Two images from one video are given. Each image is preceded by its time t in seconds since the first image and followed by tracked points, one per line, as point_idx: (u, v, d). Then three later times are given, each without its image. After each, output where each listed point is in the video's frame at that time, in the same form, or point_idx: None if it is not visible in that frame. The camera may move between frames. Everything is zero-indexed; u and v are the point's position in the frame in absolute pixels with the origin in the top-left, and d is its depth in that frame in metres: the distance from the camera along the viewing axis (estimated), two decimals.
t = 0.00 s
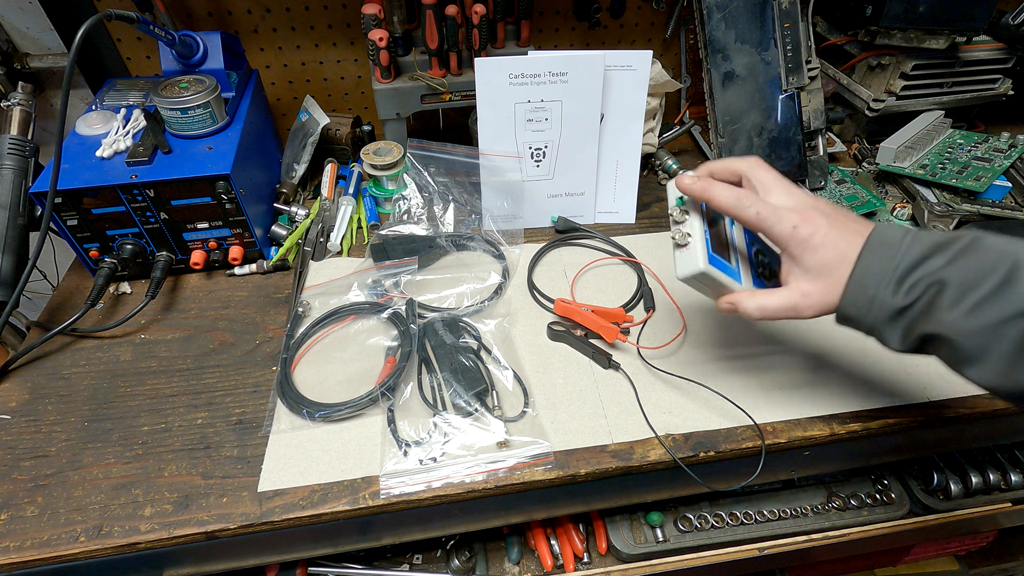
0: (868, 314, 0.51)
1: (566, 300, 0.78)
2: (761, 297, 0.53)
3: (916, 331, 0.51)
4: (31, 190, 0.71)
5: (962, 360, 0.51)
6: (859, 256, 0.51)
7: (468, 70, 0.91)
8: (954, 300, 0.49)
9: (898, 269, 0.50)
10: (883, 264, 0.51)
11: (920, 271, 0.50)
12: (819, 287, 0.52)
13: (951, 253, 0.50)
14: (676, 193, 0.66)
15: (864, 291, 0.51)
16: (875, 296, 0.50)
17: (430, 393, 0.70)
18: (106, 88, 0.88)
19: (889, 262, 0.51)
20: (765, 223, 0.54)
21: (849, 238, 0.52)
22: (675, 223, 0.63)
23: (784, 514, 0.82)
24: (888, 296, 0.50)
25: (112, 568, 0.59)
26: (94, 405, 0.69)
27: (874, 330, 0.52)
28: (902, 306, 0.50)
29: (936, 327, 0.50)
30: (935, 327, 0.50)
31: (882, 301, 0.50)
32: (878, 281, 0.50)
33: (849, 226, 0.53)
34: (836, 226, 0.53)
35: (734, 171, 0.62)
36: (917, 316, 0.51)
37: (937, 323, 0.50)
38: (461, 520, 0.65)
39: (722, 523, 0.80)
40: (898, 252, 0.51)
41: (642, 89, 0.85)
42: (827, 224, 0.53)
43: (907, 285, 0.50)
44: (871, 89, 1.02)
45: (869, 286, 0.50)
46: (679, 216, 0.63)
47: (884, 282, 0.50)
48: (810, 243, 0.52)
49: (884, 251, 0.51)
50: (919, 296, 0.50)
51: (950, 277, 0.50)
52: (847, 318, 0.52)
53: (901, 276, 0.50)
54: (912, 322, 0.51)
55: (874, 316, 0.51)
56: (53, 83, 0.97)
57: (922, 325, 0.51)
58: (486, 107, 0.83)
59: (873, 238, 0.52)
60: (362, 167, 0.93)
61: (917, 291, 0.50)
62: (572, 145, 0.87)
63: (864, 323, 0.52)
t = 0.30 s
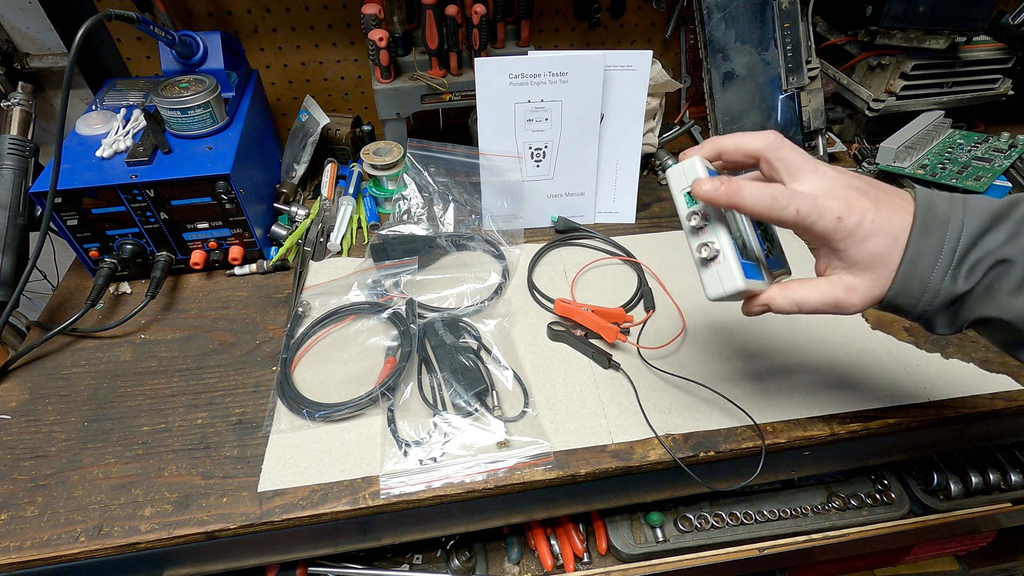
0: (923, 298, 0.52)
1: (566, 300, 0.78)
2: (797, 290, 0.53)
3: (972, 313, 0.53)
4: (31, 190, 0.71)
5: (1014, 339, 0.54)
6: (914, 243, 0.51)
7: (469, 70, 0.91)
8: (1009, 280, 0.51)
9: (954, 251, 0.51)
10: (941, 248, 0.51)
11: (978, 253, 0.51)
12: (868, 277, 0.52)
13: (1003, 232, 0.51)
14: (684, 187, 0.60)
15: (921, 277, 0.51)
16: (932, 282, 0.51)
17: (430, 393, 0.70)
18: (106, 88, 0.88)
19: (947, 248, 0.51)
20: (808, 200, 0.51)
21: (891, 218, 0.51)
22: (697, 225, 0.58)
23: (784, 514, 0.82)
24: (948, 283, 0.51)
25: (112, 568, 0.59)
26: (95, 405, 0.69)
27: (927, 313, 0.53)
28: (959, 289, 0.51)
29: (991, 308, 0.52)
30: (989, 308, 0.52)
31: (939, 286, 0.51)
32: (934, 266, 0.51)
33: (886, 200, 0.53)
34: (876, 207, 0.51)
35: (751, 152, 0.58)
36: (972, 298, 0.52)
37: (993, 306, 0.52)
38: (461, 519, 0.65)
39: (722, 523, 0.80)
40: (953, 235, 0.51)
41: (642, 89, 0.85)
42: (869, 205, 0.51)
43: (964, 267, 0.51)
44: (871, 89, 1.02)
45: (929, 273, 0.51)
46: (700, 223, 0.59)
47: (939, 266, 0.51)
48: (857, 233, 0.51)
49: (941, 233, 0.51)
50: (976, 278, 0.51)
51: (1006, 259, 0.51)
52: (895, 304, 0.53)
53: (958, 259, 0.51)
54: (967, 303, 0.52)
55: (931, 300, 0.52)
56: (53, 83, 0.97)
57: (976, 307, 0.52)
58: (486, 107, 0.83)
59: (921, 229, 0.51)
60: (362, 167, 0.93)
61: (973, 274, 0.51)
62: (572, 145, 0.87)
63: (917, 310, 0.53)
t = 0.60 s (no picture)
0: (899, 284, 0.52)
1: (566, 300, 0.78)
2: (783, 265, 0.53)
3: (955, 302, 0.52)
4: (31, 190, 0.71)
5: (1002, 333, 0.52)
6: (890, 224, 0.52)
7: (469, 70, 0.91)
8: (991, 268, 0.50)
9: (933, 237, 0.51)
10: (919, 233, 0.51)
11: (958, 242, 0.51)
12: (839, 252, 0.53)
13: (988, 221, 0.51)
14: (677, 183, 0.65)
15: (897, 261, 0.51)
16: (910, 266, 0.51)
17: (430, 393, 0.70)
18: (106, 88, 0.88)
19: (926, 230, 0.51)
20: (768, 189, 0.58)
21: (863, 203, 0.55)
22: (668, 211, 0.61)
23: (784, 514, 0.82)
24: (927, 268, 0.51)
25: (112, 568, 0.59)
26: (95, 405, 0.69)
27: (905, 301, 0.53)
28: (938, 275, 0.51)
29: (971, 297, 0.51)
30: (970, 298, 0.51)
31: (917, 271, 0.51)
32: (911, 251, 0.51)
33: (866, 193, 0.56)
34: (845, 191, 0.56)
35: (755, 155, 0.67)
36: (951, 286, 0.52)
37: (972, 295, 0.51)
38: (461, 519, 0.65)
39: (722, 523, 0.80)
40: (934, 219, 0.51)
41: (642, 89, 0.85)
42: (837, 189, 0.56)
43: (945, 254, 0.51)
44: (871, 89, 1.02)
45: (904, 255, 0.51)
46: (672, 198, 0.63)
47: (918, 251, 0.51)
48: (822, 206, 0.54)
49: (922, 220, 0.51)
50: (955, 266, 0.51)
51: (988, 247, 0.50)
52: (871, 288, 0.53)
53: (938, 245, 0.51)
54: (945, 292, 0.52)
55: (907, 286, 0.52)
56: (53, 83, 0.97)
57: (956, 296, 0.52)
58: (486, 107, 0.83)
59: (900, 210, 0.52)
60: (362, 167, 0.93)
61: (951, 261, 0.51)
62: (572, 145, 0.87)
63: (894, 294, 0.53)
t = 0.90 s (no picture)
0: (836, 284, 0.58)
1: (566, 300, 0.78)
2: (745, 266, 0.64)
3: (886, 302, 0.55)
4: (31, 190, 0.71)
5: (922, 327, 0.53)
6: (838, 233, 0.60)
7: (468, 70, 0.91)
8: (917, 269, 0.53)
9: (868, 244, 0.57)
10: (855, 239, 0.58)
11: (891, 247, 0.55)
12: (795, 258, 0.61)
13: (925, 233, 0.55)
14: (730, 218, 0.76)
15: (833, 262, 0.58)
16: (844, 266, 0.57)
17: (430, 393, 0.70)
18: (106, 88, 0.88)
19: (864, 237, 0.57)
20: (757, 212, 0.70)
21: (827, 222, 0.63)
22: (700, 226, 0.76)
23: (784, 514, 0.82)
24: (856, 268, 0.57)
25: (112, 568, 0.59)
26: (95, 405, 0.69)
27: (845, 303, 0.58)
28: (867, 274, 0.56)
29: (898, 295, 0.54)
30: (895, 296, 0.54)
31: (851, 271, 0.57)
32: (846, 253, 0.58)
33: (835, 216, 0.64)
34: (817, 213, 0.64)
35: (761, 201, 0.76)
36: (880, 284, 0.55)
37: (896, 292, 0.54)
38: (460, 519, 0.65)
39: (722, 523, 0.80)
40: (879, 232, 0.57)
41: (642, 89, 0.85)
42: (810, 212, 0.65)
43: (875, 257, 0.56)
44: (871, 89, 1.02)
45: (840, 256, 0.58)
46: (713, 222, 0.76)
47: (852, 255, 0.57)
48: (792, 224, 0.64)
49: (863, 232, 0.58)
50: (884, 266, 0.55)
51: (915, 249, 0.54)
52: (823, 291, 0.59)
53: (872, 249, 0.56)
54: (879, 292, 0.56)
55: (844, 282, 0.57)
56: (54, 83, 0.97)
57: (885, 294, 0.55)
58: (486, 107, 0.83)
59: (852, 223, 0.60)
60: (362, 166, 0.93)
61: (881, 262, 0.55)
62: (571, 145, 0.87)
63: (836, 293, 0.58)
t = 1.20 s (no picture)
0: (848, 282, 0.57)
1: (566, 300, 0.78)
2: (749, 268, 0.62)
3: (898, 300, 0.55)
4: (31, 190, 0.71)
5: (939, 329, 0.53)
6: (846, 228, 0.58)
7: (468, 70, 0.91)
8: (933, 269, 0.53)
9: (881, 241, 0.56)
10: (869, 236, 0.57)
11: (904, 245, 0.55)
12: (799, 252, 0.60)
13: (937, 231, 0.54)
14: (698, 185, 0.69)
15: (843, 259, 0.57)
16: (857, 264, 0.56)
17: (430, 394, 0.70)
18: (105, 88, 0.88)
19: (876, 233, 0.56)
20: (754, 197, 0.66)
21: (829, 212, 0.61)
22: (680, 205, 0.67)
23: (784, 514, 0.82)
24: (869, 266, 0.56)
25: (112, 568, 0.59)
26: (95, 405, 0.69)
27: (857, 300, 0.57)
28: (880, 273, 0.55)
29: (913, 294, 0.54)
30: (912, 296, 0.54)
31: (863, 269, 0.56)
32: (860, 250, 0.56)
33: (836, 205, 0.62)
34: (821, 203, 0.62)
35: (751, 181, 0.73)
36: (896, 284, 0.55)
37: (912, 291, 0.54)
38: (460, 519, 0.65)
39: (722, 523, 0.80)
40: (890, 228, 0.56)
41: (642, 89, 0.85)
42: (815, 202, 0.62)
43: (888, 254, 0.55)
44: (871, 89, 1.02)
45: (851, 253, 0.57)
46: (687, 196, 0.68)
47: (866, 252, 0.56)
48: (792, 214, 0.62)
49: (874, 227, 0.57)
50: (899, 265, 0.55)
51: (931, 247, 0.53)
52: (832, 287, 0.59)
53: (885, 247, 0.55)
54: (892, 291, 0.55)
55: (855, 281, 0.57)
56: (54, 83, 0.97)
57: (900, 293, 0.55)
58: (486, 107, 0.83)
59: (860, 215, 0.58)
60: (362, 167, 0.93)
61: (897, 261, 0.55)
62: (572, 145, 0.87)
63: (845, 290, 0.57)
